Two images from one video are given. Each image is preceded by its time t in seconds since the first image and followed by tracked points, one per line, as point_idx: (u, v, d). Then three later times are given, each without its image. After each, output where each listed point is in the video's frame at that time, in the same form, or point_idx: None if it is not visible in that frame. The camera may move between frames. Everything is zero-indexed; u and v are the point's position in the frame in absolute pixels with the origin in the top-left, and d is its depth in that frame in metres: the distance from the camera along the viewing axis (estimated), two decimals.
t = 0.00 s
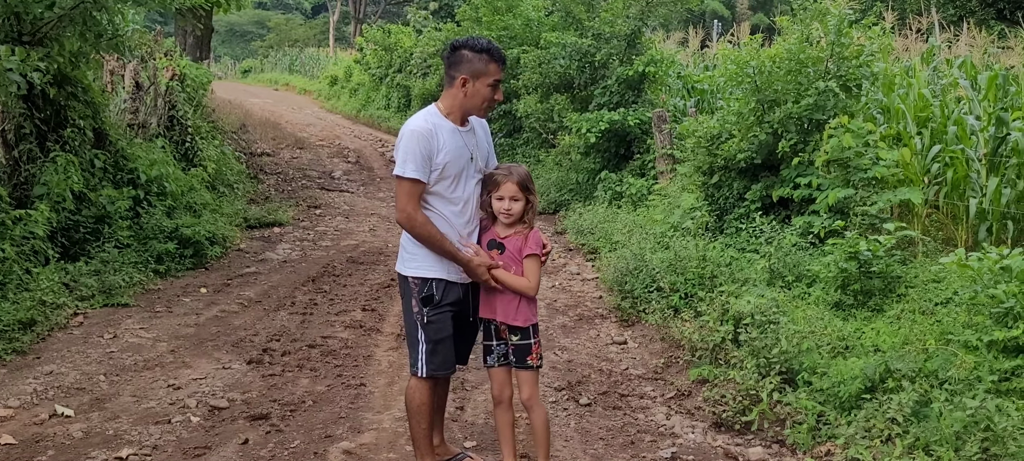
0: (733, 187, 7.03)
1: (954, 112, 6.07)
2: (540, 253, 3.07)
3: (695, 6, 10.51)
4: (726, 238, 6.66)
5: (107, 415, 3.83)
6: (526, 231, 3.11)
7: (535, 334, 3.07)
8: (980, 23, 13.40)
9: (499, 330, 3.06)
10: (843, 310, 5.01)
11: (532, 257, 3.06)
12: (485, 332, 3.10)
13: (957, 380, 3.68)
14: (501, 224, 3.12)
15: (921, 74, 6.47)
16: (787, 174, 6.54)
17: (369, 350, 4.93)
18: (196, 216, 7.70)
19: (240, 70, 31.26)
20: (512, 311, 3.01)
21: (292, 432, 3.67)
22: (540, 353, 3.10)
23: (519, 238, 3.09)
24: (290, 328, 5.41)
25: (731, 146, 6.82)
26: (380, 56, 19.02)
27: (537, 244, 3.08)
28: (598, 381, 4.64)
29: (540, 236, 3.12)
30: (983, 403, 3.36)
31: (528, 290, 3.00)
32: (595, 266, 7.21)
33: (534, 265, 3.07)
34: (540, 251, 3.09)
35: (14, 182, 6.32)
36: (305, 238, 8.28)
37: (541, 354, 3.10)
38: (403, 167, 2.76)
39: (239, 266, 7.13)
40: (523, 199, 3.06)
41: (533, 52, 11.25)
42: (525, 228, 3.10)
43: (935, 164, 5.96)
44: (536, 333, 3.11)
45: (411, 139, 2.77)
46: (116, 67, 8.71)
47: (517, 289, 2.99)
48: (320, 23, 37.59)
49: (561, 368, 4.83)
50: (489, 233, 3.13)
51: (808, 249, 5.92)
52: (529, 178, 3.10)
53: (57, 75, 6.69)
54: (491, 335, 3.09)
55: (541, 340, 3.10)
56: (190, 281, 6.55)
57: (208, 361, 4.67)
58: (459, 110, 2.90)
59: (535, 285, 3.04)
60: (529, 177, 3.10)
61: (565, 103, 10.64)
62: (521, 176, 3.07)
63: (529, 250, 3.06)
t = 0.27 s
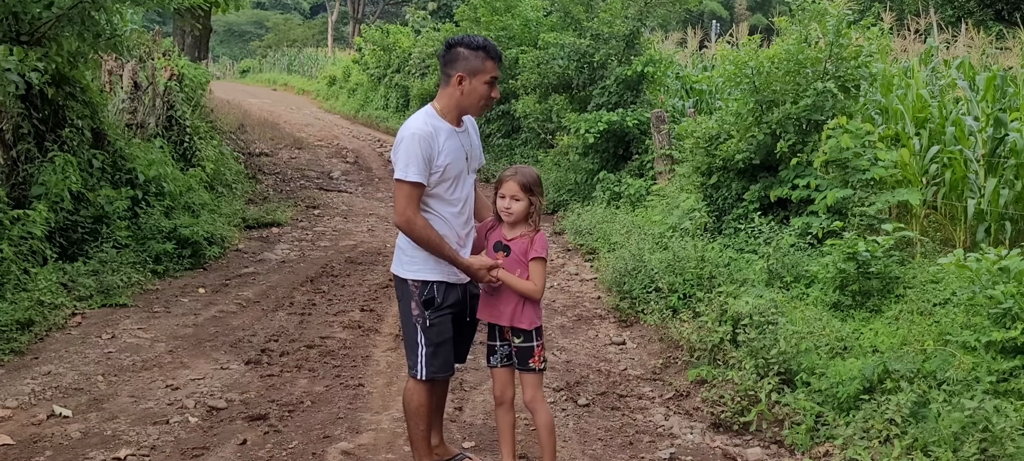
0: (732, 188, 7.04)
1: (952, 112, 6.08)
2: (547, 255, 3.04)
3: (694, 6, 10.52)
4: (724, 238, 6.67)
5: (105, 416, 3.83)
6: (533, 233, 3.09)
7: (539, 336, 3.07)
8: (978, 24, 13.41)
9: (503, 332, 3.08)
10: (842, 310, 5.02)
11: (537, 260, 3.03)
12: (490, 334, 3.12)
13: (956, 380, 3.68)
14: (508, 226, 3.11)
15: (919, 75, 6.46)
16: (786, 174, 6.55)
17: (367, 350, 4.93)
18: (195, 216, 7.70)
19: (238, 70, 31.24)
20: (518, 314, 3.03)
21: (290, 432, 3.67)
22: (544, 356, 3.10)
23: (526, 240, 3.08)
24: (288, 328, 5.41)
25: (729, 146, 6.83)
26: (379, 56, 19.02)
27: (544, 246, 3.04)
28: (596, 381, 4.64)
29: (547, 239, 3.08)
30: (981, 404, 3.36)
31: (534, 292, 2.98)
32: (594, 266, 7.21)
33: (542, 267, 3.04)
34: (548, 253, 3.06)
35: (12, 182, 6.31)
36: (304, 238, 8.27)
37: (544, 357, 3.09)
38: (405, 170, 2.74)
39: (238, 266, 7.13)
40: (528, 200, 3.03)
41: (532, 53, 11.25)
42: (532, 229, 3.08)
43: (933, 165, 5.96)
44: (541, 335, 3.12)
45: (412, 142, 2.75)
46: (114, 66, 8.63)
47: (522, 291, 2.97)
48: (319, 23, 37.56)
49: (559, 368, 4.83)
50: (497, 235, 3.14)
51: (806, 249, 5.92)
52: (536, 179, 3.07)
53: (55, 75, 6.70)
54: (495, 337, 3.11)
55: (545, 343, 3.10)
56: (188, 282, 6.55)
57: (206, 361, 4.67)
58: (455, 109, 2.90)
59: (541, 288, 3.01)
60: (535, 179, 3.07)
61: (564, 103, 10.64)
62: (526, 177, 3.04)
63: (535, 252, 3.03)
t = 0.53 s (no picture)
0: (730, 187, 7.04)
1: (950, 112, 6.09)
2: (552, 260, 3.00)
3: (692, 6, 10.52)
4: (722, 238, 6.67)
5: (103, 416, 3.82)
6: (541, 236, 3.06)
7: (542, 340, 3.06)
8: (976, 24, 13.42)
9: (506, 333, 3.08)
10: (840, 310, 5.03)
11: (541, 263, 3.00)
12: (495, 333, 3.13)
13: (954, 380, 3.68)
14: (518, 227, 3.10)
15: (917, 75, 6.46)
16: (784, 174, 6.55)
17: (365, 350, 4.93)
18: (193, 216, 7.70)
19: (236, 70, 31.22)
20: (520, 317, 3.02)
21: (288, 432, 3.66)
22: (547, 359, 3.10)
23: (533, 243, 3.06)
24: (286, 328, 5.41)
25: (728, 146, 6.84)
26: (377, 56, 19.01)
27: (550, 251, 3.01)
28: (594, 381, 4.64)
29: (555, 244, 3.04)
30: (980, 403, 3.36)
31: (534, 298, 2.96)
32: (592, 266, 7.22)
33: (546, 272, 3.01)
34: (554, 258, 3.02)
35: (9, 182, 6.30)
36: (302, 238, 8.27)
37: (547, 361, 3.09)
38: (406, 172, 2.72)
39: (236, 266, 7.12)
40: (537, 203, 3.00)
41: (530, 52, 11.25)
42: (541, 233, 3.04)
43: (931, 165, 5.98)
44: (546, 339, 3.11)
45: (411, 143, 2.74)
46: (112, 66, 8.63)
47: (521, 296, 2.96)
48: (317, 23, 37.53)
49: (558, 368, 4.83)
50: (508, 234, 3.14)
51: (804, 249, 5.93)
52: (547, 182, 3.02)
53: (53, 75, 6.70)
54: (499, 337, 3.12)
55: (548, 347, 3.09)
56: (186, 281, 6.54)
57: (204, 361, 4.66)
58: (448, 107, 2.89)
59: (543, 294, 2.98)
60: (547, 182, 3.02)
61: (562, 103, 10.64)
62: (537, 179, 3.01)
63: (540, 256, 3.00)
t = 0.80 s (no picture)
0: (727, 188, 7.05)
1: (947, 112, 6.11)
2: (551, 261, 2.96)
3: (690, 6, 10.53)
4: (720, 238, 6.68)
5: (99, 417, 3.80)
6: (545, 238, 3.03)
7: (543, 343, 3.04)
8: (973, 24, 13.44)
9: (510, 334, 3.09)
10: (837, 310, 5.04)
11: (539, 264, 2.97)
12: (501, 333, 3.14)
13: (951, 380, 3.69)
14: (527, 228, 3.09)
15: (915, 75, 6.46)
16: (781, 175, 6.55)
17: (362, 350, 4.92)
18: (190, 216, 7.69)
19: (234, 70, 31.20)
20: (520, 319, 3.02)
21: (285, 433, 3.65)
22: (549, 362, 3.08)
23: (537, 243, 3.04)
24: (283, 328, 5.40)
25: (725, 147, 6.86)
26: (374, 56, 19.00)
27: (549, 252, 2.97)
28: (592, 381, 4.63)
29: (557, 245, 2.99)
30: (977, 404, 3.35)
31: (525, 297, 2.93)
32: (589, 266, 7.22)
33: (545, 274, 2.97)
34: (554, 260, 2.97)
35: (5, 182, 6.28)
36: (299, 238, 8.26)
37: (548, 364, 3.07)
38: (396, 172, 2.72)
39: (233, 266, 7.11)
40: (539, 203, 2.99)
41: (528, 52, 11.25)
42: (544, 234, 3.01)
43: (928, 165, 6.00)
44: (549, 343, 3.09)
45: (401, 143, 2.74)
46: (109, 66, 8.59)
47: (514, 296, 2.94)
48: (314, 23, 37.51)
49: (555, 368, 4.83)
50: (519, 236, 3.16)
51: (802, 249, 5.93)
52: (552, 182, 3.01)
53: (50, 75, 6.69)
54: (505, 336, 3.12)
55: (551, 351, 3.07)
56: (183, 282, 6.53)
57: (201, 362, 4.65)
58: (437, 107, 2.89)
59: (537, 295, 2.94)
60: (552, 183, 3.01)
61: (560, 103, 10.64)
62: (541, 179, 3.01)
63: (541, 257, 2.97)
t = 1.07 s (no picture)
0: (725, 188, 7.06)
1: (944, 113, 6.12)
2: (546, 261, 2.90)
3: (687, 7, 10.54)
4: (717, 239, 6.69)
5: (95, 417, 3.77)
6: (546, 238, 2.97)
7: (543, 346, 3.01)
8: (969, 25, 13.46)
9: (513, 334, 3.07)
10: (835, 311, 5.04)
11: (533, 265, 2.92)
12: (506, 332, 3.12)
13: (948, 380, 3.69)
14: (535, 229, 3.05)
15: (911, 76, 6.53)
16: (779, 175, 6.56)
17: (360, 350, 4.92)
18: (187, 216, 7.68)
19: (231, 69, 31.18)
20: (520, 318, 3.01)
21: (281, 433, 3.63)
22: (550, 364, 3.05)
23: (538, 243, 2.99)
24: (280, 328, 5.40)
25: (723, 147, 6.87)
26: (372, 56, 19.00)
27: (545, 252, 2.91)
28: (589, 382, 4.63)
29: (556, 246, 2.92)
30: (974, 404, 3.35)
31: (511, 294, 2.89)
32: (587, 266, 7.23)
33: (539, 273, 2.91)
34: (550, 261, 2.90)
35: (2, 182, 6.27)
36: (296, 238, 8.26)
37: (550, 367, 3.05)
38: (381, 170, 2.72)
39: (230, 266, 7.10)
40: (541, 202, 2.95)
41: (525, 52, 11.25)
42: (545, 234, 2.95)
43: (925, 165, 6.02)
44: (551, 345, 3.05)
45: (388, 143, 2.74)
46: (105, 65, 8.58)
47: (502, 292, 2.91)
48: (312, 23, 37.48)
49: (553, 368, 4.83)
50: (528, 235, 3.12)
51: (799, 250, 5.94)
52: (556, 183, 2.95)
53: (46, 74, 6.68)
54: (510, 337, 3.11)
55: (553, 353, 3.04)
56: (180, 282, 6.52)
57: (198, 362, 4.64)
58: (425, 111, 2.89)
59: (526, 293, 2.89)
60: (556, 183, 2.95)
61: (557, 103, 10.65)
62: (546, 179, 2.96)
63: (536, 258, 2.92)
